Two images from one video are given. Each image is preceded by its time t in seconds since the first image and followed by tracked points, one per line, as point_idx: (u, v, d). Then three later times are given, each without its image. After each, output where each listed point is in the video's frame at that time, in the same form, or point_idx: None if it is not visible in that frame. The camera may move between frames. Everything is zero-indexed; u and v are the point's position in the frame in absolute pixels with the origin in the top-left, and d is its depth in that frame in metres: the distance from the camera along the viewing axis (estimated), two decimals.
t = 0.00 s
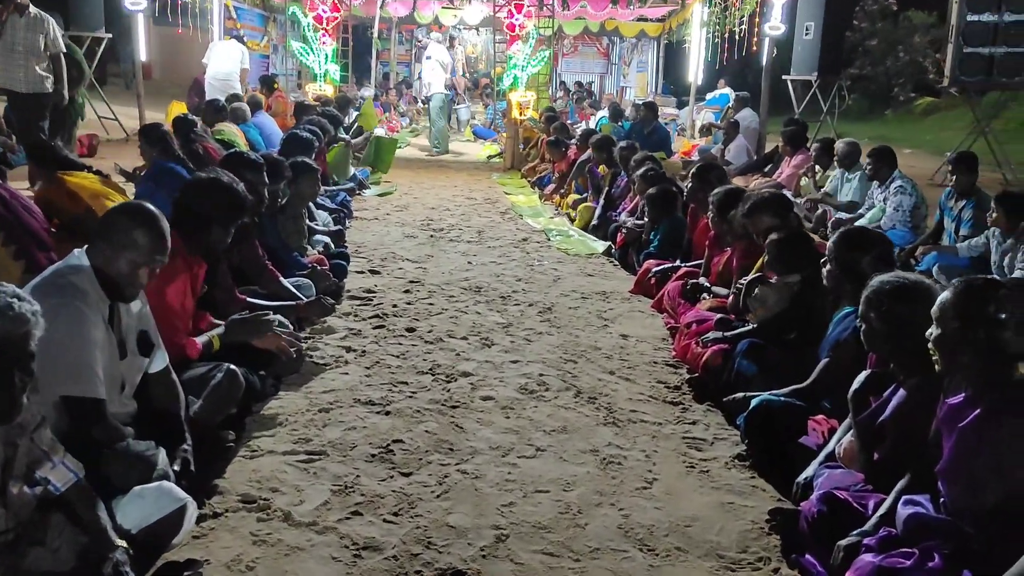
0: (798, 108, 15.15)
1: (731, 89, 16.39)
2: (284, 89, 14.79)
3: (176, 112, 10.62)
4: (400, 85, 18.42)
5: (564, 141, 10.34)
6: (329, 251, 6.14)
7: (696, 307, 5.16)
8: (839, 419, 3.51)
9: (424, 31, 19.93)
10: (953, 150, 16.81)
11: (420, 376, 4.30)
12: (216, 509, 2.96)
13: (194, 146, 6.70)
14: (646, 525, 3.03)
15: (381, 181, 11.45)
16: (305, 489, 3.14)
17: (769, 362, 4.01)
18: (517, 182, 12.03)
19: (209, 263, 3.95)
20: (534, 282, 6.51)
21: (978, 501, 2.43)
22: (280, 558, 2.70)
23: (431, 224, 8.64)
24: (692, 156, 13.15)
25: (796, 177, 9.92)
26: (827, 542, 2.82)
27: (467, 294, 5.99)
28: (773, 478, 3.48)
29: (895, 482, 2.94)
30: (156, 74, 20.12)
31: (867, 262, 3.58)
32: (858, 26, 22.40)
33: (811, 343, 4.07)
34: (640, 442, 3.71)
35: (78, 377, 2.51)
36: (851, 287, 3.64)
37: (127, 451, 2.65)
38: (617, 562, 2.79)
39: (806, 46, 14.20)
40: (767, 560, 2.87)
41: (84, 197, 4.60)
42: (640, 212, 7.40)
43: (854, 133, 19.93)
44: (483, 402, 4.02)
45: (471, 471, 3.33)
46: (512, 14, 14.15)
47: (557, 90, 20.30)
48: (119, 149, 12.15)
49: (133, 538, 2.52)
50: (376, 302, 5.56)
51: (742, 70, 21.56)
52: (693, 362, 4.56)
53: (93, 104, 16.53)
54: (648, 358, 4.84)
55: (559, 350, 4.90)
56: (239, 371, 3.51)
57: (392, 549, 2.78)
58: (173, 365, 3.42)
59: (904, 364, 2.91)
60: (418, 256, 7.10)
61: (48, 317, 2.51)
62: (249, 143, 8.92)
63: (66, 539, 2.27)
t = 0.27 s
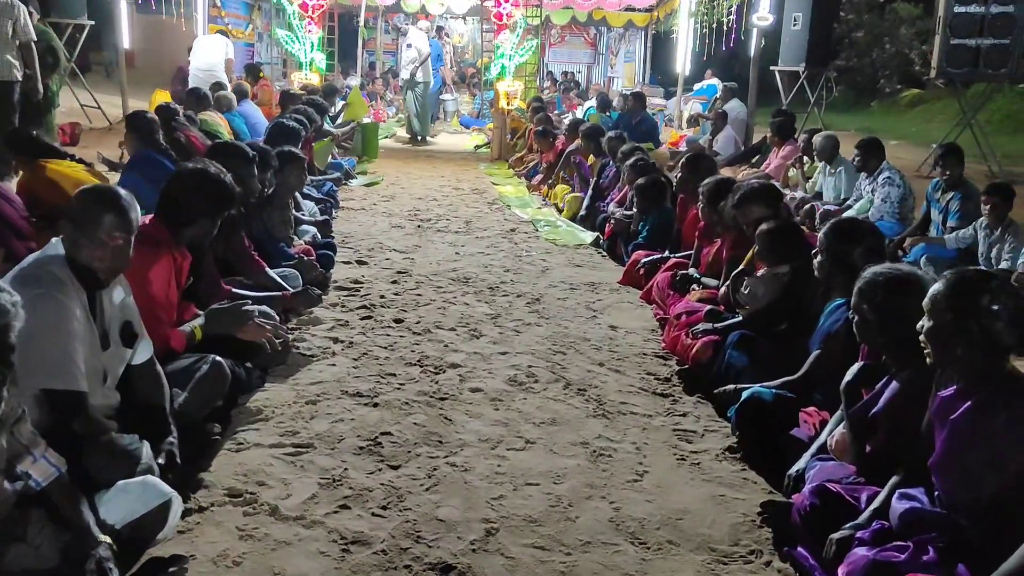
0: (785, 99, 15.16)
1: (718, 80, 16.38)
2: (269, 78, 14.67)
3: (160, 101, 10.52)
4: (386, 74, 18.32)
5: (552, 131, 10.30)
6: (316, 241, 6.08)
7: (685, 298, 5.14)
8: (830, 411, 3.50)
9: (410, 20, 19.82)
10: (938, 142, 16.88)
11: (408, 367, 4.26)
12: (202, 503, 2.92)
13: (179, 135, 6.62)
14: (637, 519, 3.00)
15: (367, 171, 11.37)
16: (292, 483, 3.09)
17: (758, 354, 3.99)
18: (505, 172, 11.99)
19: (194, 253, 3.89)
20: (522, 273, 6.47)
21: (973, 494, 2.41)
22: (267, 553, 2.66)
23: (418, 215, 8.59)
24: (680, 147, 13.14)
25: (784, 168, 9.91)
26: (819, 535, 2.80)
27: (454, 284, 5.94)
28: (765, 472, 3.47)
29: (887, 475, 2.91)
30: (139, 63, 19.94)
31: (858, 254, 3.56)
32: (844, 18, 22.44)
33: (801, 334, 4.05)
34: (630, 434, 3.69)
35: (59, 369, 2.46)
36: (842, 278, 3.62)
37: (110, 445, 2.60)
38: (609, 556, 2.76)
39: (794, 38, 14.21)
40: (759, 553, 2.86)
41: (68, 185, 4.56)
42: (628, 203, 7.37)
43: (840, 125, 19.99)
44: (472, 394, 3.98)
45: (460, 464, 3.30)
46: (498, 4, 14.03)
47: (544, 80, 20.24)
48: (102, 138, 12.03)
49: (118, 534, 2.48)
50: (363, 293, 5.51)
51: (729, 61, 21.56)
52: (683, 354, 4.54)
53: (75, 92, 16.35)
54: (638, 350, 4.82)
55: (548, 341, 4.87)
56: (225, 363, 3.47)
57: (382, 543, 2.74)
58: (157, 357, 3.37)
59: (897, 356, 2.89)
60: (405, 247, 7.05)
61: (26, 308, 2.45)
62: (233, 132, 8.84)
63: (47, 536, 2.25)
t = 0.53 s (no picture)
0: (786, 89, 15.08)
1: (718, 71, 16.30)
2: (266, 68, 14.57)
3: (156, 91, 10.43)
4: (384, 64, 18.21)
5: (552, 121, 10.22)
6: (314, 233, 6.00)
7: (688, 291, 5.08)
8: (837, 406, 3.45)
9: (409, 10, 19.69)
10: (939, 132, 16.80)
11: (408, 361, 4.20)
12: (198, 501, 2.86)
13: (175, 125, 6.54)
14: (641, 516, 2.95)
15: (366, 162, 11.30)
16: (290, 480, 3.04)
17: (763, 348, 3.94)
18: (503, 163, 11.92)
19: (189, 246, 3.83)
20: (522, 265, 6.41)
21: (978, 485, 2.35)
22: (264, 553, 2.61)
23: (416, 206, 8.51)
24: (679, 138, 13.06)
25: (784, 159, 9.83)
26: (829, 533, 2.74)
27: (453, 277, 5.88)
28: (771, 468, 3.42)
29: (898, 470, 2.85)
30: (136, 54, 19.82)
31: (862, 247, 3.45)
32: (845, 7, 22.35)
33: (806, 328, 3.98)
34: (633, 429, 3.63)
35: (48, 365, 2.40)
36: (846, 271, 3.51)
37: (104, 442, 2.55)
38: (614, 555, 2.71)
39: (795, 28, 14.11)
40: (766, 551, 2.81)
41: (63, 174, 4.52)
42: (628, 194, 7.30)
43: (841, 115, 19.91)
44: (472, 388, 3.92)
45: (461, 460, 3.24)
46: None
47: (543, 71, 20.13)
48: (98, 129, 11.93)
49: (111, 534, 2.42)
50: (361, 286, 5.45)
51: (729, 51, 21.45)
52: (686, 347, 4.49)
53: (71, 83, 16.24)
54: (640, 343, 4.76)
55: (549, 334, 4.80)
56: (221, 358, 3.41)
57: (381, 542, 2.68)
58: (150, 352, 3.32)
59: (903, 350, 2.83)
60: (404, 238, 6.98)
61: (13, 302, 2.39)
62: (231, 123, 8.76)
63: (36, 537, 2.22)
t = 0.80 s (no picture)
0: (799, 83, 14.90)
1: (731, 65, 16.14)
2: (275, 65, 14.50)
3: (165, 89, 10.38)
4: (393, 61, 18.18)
5: (563, 116, 10.10)
6: (321, 231, 5.92)
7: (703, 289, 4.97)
8: (859, 410, 3.34)
9: (418, 6, 19.61)
10: (955, 126, 16.62)
11: (416, 362, 4.10)
12: (199, 510, 2.78)
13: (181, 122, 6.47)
14: (657, 525, 2.85)
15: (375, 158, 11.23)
16: (294, 487, 2.94)
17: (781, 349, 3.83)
18: (514, 159, 11.82)
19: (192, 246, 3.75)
20: (532, 262, 6.31)
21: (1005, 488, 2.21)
22: (266, 564, 2.52)
23: (425, 203, 8.42)
24: (691, 133, 12.94)
25: (799, 154, 9.69)
26: (856, 542, 2.62)
27: (462, 275, 5.78)
28: (790, 473, 3.33)
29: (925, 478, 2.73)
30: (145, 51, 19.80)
31: (883, 243, 3.29)
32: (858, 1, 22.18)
33: (826, 328, 3.86)
34: (647, 434, 3.54)
35: (44, 369, 2.31)
36: (866, 268, 3.33)
37: (102, 450, 2.47)
38: (629, 567, 2.61)
39: (809, 21, 13.97)
40: (787, 562, 2.70)
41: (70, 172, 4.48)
42: (641, 189, 7.19)
43: (854, 109, 19.71)
44: (481, 390, 3.83)
45: (470, 466, 3.15)
46: None
47: (554, 66, 20.02)
48: (107, 126, 11.88)
49: (107, 547, 2.34)
50: (369, 285, 5.36)
51: (740, 45, 21.30)
52: (701, 348, 4.39)
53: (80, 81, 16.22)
54: (654, 343, 4.66)
55: (560, 334, 4.71)
56: (224, 360, 3.32)
57: (387, 553, 2.59)
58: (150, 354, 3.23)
59: (931, 353, 2.72)
60: (412, 236, 6.90)
61: (8, 304, 2.31)
62: (238, 120, 8.68)
63: (31, 550, 2.11)
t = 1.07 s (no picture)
0: (812, 87, 14.75)
1: (742, 69, 16.00)
2: (284, 72, 14.45)
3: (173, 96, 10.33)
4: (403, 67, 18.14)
5: (573, 122, 9.98)
6: (326, 241, 5.82)
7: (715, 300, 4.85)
8: (878, 430, 3.22)
9: (428, 11, 19.56)
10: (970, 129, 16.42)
11: (420, 378, 4.00)
12: (191, 537, 2.68)
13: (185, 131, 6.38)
14: (667, 552, 2.73)
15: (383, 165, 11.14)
16: (290, 512, 2.84)
17: (796, 364, 3.71)
18: (523, 165, 11.72)
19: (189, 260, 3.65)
20: (540, 272, 6.20)
21: None
22: None
23: (433, 211, 8.32)
24: (703, 138, 12.80)
25: (812, 159, 9.55)
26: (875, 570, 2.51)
27: (469, 285, 5.68)
28: (806, 495, 3.22)
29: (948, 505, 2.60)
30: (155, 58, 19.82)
31: (899, 257, 3.15)
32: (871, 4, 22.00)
33: (842, 343, 3.74)
34: (657, 454, 3.43)
35: (28, 393, 2.21)
36: (881, 284, 3.20)
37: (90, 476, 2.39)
38: None
39: (821, 24, 13.82)
40: None
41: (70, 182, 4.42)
42: (651, 197, 7.07)
43: (867, 112, 19.51)
44: (486, 408, 3.72)
45: (473, 489, 3.04)
46: None
47: (564, 70, 19.92)
48: (116, 134, 11.85)
49: None
50: (374, 296, 5.26)
51: (751, 48, 21.14)
52: (713, 362, 4.28)
53: (90, 88, 16.23)
54: (664, 357, 4.54)
55: (568, 347, 4.60)
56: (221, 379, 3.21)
57: None
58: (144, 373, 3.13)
59: (954, 373, 2.58)
60: (419, 245, 6.80)
61: None
62: (244, 128, 8.62)
63: None
